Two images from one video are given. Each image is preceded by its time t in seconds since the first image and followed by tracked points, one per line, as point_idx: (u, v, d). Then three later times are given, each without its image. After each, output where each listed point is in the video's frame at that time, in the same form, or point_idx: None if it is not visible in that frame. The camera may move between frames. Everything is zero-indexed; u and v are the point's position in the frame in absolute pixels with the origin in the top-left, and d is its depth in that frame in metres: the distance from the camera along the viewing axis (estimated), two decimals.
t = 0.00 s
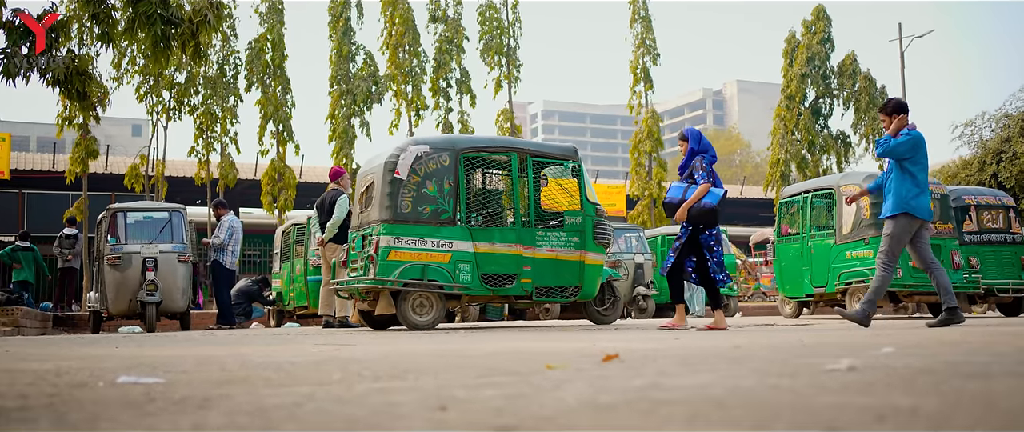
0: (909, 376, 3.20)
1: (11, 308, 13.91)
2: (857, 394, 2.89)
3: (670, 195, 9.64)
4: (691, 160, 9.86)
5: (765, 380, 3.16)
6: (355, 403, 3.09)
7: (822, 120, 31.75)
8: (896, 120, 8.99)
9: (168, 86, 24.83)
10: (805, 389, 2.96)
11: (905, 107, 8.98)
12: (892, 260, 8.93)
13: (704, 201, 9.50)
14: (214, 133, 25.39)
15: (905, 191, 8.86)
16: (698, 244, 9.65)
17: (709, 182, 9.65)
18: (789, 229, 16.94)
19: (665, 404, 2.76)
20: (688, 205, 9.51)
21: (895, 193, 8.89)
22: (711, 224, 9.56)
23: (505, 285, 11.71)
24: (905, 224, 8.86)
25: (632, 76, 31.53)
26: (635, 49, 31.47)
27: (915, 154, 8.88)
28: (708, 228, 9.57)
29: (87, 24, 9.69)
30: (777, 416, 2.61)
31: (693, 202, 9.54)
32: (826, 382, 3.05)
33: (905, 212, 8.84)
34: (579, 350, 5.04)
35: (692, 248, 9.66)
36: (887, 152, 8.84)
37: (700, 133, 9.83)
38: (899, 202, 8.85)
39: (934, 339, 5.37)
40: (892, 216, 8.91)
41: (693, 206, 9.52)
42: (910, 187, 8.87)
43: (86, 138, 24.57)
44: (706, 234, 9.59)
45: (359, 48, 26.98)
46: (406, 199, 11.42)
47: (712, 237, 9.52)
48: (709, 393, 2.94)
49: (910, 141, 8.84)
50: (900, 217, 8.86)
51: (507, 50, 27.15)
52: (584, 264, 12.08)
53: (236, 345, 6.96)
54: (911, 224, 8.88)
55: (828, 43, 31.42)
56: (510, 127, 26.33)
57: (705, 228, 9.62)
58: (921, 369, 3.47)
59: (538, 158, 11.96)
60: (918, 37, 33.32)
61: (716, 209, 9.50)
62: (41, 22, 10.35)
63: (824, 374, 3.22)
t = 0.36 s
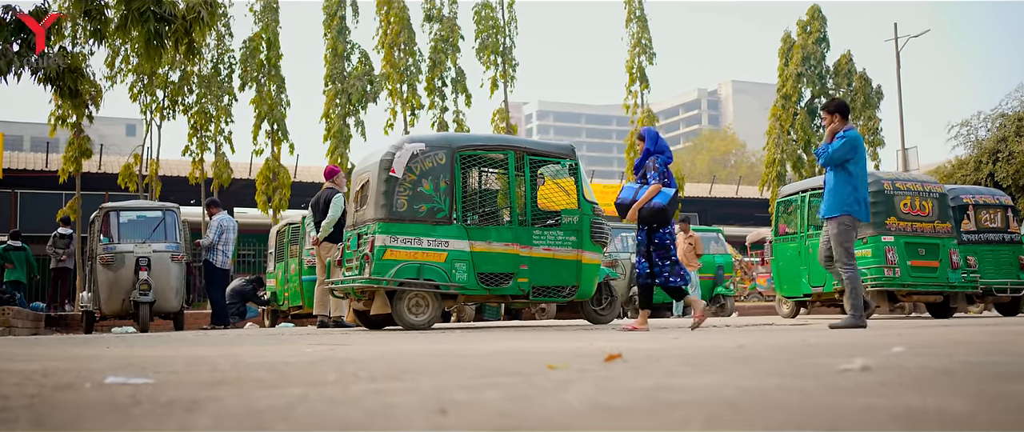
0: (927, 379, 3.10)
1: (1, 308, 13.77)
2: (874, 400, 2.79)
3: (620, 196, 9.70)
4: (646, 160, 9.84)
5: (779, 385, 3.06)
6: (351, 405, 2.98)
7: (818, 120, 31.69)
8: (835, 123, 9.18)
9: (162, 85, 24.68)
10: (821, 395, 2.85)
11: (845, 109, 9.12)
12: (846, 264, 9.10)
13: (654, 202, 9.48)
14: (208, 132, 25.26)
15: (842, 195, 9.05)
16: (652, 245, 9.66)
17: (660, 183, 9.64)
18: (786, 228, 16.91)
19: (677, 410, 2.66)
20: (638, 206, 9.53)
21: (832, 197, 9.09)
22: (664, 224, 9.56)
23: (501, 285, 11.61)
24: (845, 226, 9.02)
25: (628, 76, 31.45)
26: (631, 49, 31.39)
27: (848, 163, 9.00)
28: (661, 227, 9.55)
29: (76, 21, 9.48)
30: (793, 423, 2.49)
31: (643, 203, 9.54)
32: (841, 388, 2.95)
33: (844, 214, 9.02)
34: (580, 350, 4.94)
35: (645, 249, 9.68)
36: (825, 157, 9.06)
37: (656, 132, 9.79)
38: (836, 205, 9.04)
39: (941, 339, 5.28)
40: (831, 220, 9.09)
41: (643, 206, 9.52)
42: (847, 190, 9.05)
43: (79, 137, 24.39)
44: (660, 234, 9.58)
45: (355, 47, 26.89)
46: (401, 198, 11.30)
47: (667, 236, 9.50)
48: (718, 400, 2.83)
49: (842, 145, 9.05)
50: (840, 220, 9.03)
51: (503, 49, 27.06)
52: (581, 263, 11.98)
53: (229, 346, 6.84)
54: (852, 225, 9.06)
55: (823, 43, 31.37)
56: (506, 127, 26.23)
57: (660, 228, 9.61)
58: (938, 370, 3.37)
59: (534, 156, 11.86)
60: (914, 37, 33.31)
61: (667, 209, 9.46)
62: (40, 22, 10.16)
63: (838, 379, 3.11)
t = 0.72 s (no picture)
0: (944, 383, 3.00)
1: None
2: (891, 404, 2.69)
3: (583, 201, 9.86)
4: (608, 160, 9.94)
5: (791, 386, 2.95)
6: (345, 407, 2.86)
7: (812, 120, 31.64)
8: (783, 130, 9.61)
9: (155, 84, 24.51)
10: (837, 399, 2.75)
11: (790, 117, 9.68)
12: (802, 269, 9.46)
13: (619, 204, 9.66)
14: (201, 131, 25.12)
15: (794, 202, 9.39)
16: (618, 244, 9.89)
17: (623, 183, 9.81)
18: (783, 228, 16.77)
19: (687, 414, 2.54)
20: (603, 208, 9.68)
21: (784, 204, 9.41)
22: (628, 224, 9.78)
23: (497, 285, 11.49)
24: (796, 230, 9.38)
25: (622, 76, 31.35)
26: (625, 49, 31.29)
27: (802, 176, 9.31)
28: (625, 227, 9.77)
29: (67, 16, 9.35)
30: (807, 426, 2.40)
31: (608, 205, 9.73)
32: (856, 391, 2.85)
33: (796, 219, 9.39)
34: (579, 350, 4.82)
35: (611, 249, 9.91)
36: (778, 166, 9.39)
37: (616, 133, 9.87)
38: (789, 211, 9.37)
39: (948, 340, 5.18)
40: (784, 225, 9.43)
41: (608, 208, 9.69)
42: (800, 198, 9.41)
43: (71, 137, 24.19)
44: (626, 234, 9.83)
45: (348, 46, 26.76)
46: (396, 197, 11.19)
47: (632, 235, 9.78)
48: (729, 403, 2.72)
49: (788, 152, 9.44)
50: (794, 225, 9.36)
51: (497, 48, 26.93)
52: (577, 263, 11.87)
53: (220, 346, 6.72)
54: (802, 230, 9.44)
55: (818, 43, 31.31)
56: (500, 126, 26.12)
57: (626, 227, 9.83)
58: (954, 372, 3.27)
59: (530, 155, 11.76)
60: (908, 37, 33.28)
61: (631, 210, 9.67)
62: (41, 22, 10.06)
63: (854, 380, 3.01)
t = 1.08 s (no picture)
0: (960, 391, 2.90)
1: None
2: (908, 412, 2.60)
3: (546, 199, 9.90)
4: (570, 160, 10.07)
5: (803, 393, 2.86)
6: (341, 414, 2.76)
7: (806, 120, 31.60)
8: (742, 129, 9.64)
9: (146, 83, 24.32)
10: (851, 408, 2.66)
11: (754, 117, 9.66)
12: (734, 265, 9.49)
13: (582, 204, 9.78)
14: (192, 130, 24.94)
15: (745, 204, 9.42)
16: (577, 244, 9.99)
17: (587, 183, 9.94)
18: (778, 228, 16.66)
19: (699, 423, 2.46)
20: (566, 208, 9.80)
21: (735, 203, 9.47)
22: (590, 225, 9.89)
23: (491, 284, 11.37)
24: (743, 230, 9.42)
25: (616, 75, 31.25)
26: (619, 48, 31.20)
27: (760, 179, 9.29)
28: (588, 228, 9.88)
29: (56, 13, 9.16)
30: None
31: (572, 205, 9.84)
32: (870, 400, 2.75)
33: (746, 219, 9.41)
34: (578, 352, 4.74)
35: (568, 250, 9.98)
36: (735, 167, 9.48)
37: (579, 133, 10.02)
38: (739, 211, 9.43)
39: (952, 342, 5.10)
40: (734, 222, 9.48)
41: (572, 208, 9.81)
42: (756, 201, 9.43)
43: (61, 135, 23.97)
44: (587, 235, 9.93)
45: (341, 45, 26.63)
46: (389, 195, 11.05)
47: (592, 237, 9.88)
48: (739, 410, 2.63)
49: (744, 153, 9.47)
50: (740, 224, 9.42)
51: (491, 47, 26.79)
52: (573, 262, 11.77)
53: (210, 346, 6.60)
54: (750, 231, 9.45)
55: (812, 43, 31.27)
56: (494, 126, 26.00)
57: (586, 228, 9.94)
58: (969, 378, 3.17)
59: (525, 154, 11.67)
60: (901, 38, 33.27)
61: (595, 210, 9.79)
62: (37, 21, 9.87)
63: (867, 389, 2.92)
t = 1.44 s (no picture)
0: (983, 397, 2.80)
1: None
2: (932, 420, 2.50)
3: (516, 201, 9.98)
4: (543, 161, 10.10)
5: (819, 399, 2.76)
6: (338, 419, 2.65)
7: (804, 120, 31.50)
8: (702, 131, 9.69)
9: (142, 82, 24.16)
10: (875, 416, 2.56)
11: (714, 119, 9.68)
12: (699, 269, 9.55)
13: (552, 204, 9.83)
14: (188, 129, 24.76)
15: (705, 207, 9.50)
16: (547, 244, 10.04)
17: (559, 184, 9.96)
18: (778, 227, 16.53)
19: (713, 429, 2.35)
20: (540, 209, 9.84)
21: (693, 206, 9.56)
22: (562, 224, 9.92)
23: (490, 284, 11.22)
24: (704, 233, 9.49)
25: (614, 75, 31.12)
26: (617, 48, 31.07)
27: (712, 182, 9.40)
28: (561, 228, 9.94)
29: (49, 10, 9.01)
30: None
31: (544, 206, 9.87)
32: (892, 407, 2.65)
33: (704, 223, 9.49)
34: (581, 353, 4.63)
35: (539, 250, 10.03)
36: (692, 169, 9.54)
37: (551, 133, 10.06)
38: (697, 214, 9.52)
39: (963, 344, 5.00)
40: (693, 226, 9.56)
41: (545, 209, 9.84)
42: (713, 205, 9.50)
43: (56, 134, 23.80)
44: (559, 235, 9.99)
45: (338, 44, 26.50)
46: (386, 194, 10.93)
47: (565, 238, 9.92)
48: (756, 420, 2.53)
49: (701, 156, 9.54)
50: (699, 228, 9.50)
51: (488, 47, 26.66)
52: (572, 262, 11.64)
53: (204, 347, 6.48)
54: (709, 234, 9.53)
55: (810, 43, 31.18)
56: (491, 126, 25.88)
57: (559, 228, 9.99)
58: (990, 383, 3.07)
59: (523, 152, 11.57)
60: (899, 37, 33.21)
61: (569, 210, 9.84)
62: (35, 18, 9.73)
63: (889, 396, 2.83)
